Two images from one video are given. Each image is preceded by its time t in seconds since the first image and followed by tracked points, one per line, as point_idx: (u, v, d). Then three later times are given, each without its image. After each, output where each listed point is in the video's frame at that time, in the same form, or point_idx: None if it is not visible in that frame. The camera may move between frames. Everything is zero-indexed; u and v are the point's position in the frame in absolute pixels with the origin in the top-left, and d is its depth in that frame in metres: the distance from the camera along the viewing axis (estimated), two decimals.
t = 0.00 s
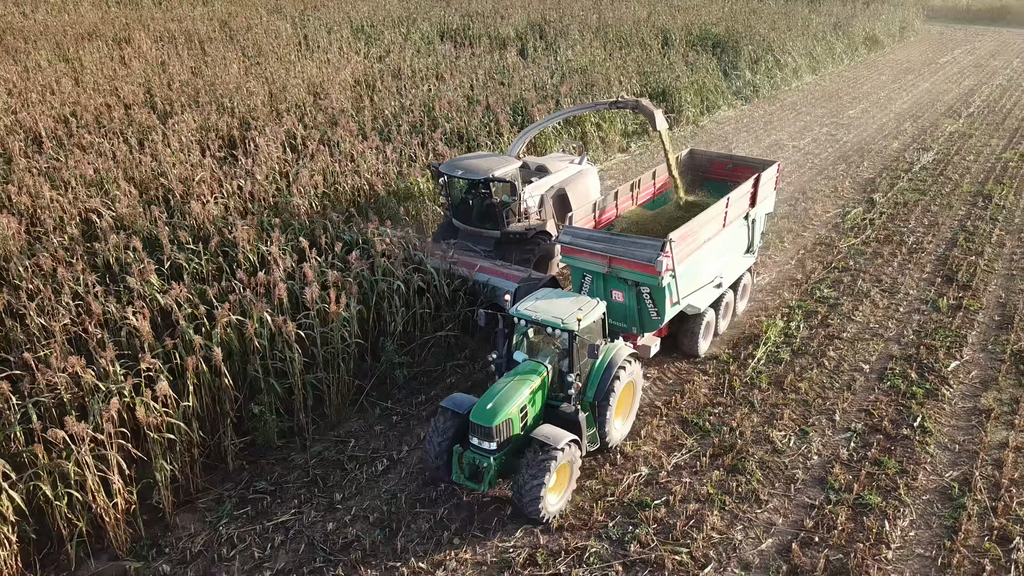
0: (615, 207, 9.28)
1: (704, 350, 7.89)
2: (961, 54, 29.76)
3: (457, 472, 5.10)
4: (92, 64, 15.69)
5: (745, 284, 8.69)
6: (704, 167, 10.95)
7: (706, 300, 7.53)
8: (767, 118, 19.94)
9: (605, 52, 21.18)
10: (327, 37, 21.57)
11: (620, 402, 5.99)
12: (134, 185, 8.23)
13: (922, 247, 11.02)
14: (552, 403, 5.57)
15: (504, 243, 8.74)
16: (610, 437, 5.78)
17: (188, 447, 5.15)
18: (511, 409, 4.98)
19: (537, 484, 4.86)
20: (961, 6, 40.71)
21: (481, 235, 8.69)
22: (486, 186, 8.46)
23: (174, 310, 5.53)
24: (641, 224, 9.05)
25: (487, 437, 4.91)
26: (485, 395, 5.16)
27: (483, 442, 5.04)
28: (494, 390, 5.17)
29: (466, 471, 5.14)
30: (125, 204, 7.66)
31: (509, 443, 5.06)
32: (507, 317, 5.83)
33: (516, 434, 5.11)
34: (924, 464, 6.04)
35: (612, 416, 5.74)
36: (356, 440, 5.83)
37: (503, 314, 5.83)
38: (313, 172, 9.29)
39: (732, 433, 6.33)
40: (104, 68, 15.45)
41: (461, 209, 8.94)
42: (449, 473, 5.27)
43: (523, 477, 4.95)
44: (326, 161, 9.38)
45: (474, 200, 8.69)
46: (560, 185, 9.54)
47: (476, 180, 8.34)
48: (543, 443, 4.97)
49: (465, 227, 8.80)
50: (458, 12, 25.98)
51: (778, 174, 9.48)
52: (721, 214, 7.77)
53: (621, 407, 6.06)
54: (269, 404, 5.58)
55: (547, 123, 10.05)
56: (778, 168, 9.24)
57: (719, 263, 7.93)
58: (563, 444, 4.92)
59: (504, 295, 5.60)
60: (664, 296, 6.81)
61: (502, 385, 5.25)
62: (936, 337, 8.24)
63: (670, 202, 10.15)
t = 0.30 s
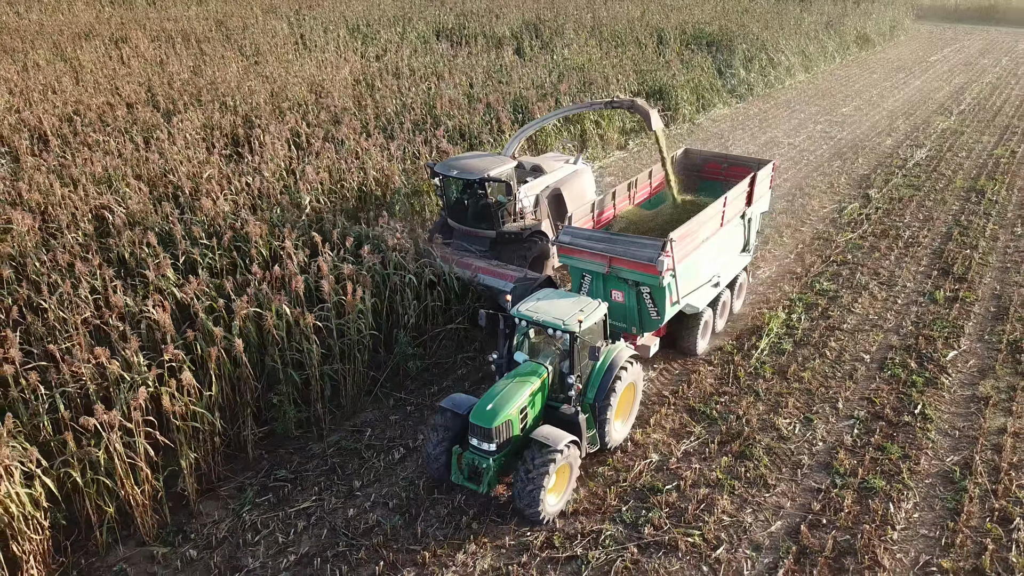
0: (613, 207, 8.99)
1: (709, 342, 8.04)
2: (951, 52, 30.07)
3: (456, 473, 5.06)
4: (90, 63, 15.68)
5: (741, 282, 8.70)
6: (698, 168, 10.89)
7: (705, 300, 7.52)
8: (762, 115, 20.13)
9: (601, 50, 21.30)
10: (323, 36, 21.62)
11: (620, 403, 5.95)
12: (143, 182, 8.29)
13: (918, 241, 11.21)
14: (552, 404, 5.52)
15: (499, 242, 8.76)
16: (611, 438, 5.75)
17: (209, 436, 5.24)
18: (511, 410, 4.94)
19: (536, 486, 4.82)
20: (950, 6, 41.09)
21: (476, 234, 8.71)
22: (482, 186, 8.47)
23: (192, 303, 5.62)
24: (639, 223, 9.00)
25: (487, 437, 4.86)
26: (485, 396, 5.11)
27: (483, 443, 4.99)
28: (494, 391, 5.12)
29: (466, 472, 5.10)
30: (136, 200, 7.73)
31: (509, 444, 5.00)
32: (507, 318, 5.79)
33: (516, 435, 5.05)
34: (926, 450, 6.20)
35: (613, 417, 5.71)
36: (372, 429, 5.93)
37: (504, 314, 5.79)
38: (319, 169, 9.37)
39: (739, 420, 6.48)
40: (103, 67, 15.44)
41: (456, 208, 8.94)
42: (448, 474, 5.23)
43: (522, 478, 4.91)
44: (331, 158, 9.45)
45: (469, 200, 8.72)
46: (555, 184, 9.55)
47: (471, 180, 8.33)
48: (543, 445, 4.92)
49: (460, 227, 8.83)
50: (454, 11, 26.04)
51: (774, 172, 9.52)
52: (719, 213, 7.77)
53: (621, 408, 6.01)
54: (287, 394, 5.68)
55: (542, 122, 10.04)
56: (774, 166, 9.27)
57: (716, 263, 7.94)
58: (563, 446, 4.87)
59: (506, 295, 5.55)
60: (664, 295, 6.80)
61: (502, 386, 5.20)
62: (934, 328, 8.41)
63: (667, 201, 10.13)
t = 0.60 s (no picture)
0: (612, 207, 8.89)
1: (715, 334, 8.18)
2: (944, 51, 30.35)
3: (458, 474, 5.00)
4: (92, 62, 15.73)
5: (740, 282, 8.66)
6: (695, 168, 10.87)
7: (705, 300, 7.48)
8: (760, 113, 20.29)
9: (600, 49, 21.43)
10: (323, 36, 21.68)
11: (621, 403, 5.92)
12: (155, 179, 8.37)
13: (917, 236, 11.38)
14: (553, 404, 5.47)
15: (496, 242, 8.65)
16: (612, 438, 5.71)
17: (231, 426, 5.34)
18: (513, 411, 4.89)
19: (538, 486, 4.77)
20: (943, 6, 41.37)
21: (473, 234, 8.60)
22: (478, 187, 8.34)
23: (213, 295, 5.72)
24: (639, 223, 8.91)
25: (489, 438, 4.82)
26: (486, 396, 5.05)
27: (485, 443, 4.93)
28: (495, 392, 5.08)
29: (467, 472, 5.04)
30: (149, 196, 7.82)
31: (510, 445, 4.95)
32: (508, 318, 5.72)
33: (517, 435, 4.99)
34: (929, 437, 6.35)
35: (614, 417, 5.67)
36: (389, 419, 6.04)
37: (504, 314, 5.73)
38: (327, 167, 9.46)
39: (747, 409, 6.62)
40: (106, 66, 15.49)
41: (453, 209, 8.83)
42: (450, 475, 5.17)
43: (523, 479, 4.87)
44: (339, 156, 9.54)
45: (465, 200, 8.60)
46: (552, 184, 9.41)
47: (468, 180, 8.23)
48: (545, 445, 4.87)
49: (456, 227, 8.73)
50: (452, 10, 26.14)
51: (772, 172, 9.50)
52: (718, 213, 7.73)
53: (622, 408, 5.97)
54: (307, 384, 5.79)
55: (539, 122, 9.93)
56: (772, 166, 9.25)
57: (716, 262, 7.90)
58: (565, 445, 4.83)
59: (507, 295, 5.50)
60: (665, 295, 6.74)
61: (503, 387, 5.14)
62: (934, 320, 8.57)
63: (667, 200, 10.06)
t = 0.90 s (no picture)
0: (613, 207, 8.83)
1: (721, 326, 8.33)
2: (937, 50, 30.60)
3: (459, 475, 4.98)
4: (95, 61, 15.78)
5: (739, 282, 8.64)
6: (693, 168, 10.76)
7: (705, 299, 7.43)
8: (758, 111, 20.46)
9: (598, 48, 21.56)
10: (322, 35, 21.73)
11: (623, 403, 5.88)
12: (167, 176, 8.46)
13: (916, 230, 11.55)
14: (554, 405, 5.42)
15: (492, 243, 8.58)
16: (614, 439, 5.65)
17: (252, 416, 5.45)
18: (513, 412, 4.85)
19: (539, 487, 4.74)
20: (935, 5, 41.66)
21: (468, 235, 8.53)
22: (474, 187, 8.26)
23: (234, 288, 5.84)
24: (638, 223, 8.85)
25: (489, 439, 4.80)
26: (487, 397, 5.02)
27: (486, 444, 4.90)
28: (496, 393, 5.03)
29: (468, 473, 5.02)
30: (162, 193, 7.90)
31: (512, 446, 4.91)
32: (509, 318, 5.66)
33: (519, 436, 4.95)
34: (932, 423, 6.50)
35: (616, 417, 5.63)
36: (405, 409, 6.15)
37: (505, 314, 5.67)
38: (336, 163, 9.56)
39: (755, 398, 6.76)
40: (108, 65, 15.52)
41: (448, 209, 8.75)
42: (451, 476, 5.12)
43: (524, 480, 4.84)
44: (347, 153, 9.64)
45: (461, 201, 8.54)
46: (548, 185, 9.33)
47: (463, 181, 8.16)
48: (546, 445, 4.84)
49: (452, 229, 8.66)
50: (450, 10, 26.23)
51: (771, 173, 9.47)
52: (718, 213, 7.69)
53: (624, 408, 5.93)
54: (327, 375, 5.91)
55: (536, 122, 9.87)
56: (771, 166, 9.22)
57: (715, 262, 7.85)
58: (566, 447, 4.79)
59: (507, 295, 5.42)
60: (666, 295, 6.69)
61: (504, 388, 5.10)
62: (934, 312, 8.74)
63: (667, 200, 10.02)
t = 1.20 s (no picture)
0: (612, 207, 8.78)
1: (725, 319, 8.47)
2: (930, 49, 30.88)
3: (459, 476, 4.96)
4: (96, 60, 15.82)
5: (737, 281, 8.62)
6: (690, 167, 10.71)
7: (704, 300, 7.43)
8: (755, 109, 20.63)
9: (596, 47, 21.70)
10: (322, 35, 21.78)
11: (624, 405, 5.83)
12: (177, 173, 8.55)
13: (913, 225, 11.72)
14: (555, 406, 5.40)
15: (487, 243, 8.44)
16: (615, 440, 5.61)
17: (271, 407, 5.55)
18: (515, 413, 4.82)
19: (539, 489, 4.71)
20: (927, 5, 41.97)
21: (463, 235, 8.39)
22: (469, 187, 8.19)
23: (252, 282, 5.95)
24: (636, 224, 8.81)
25: (490, 440, 4.78)
26: (488, 398, 4.99)
27: (487, 445, 4.87)
28: (498, 394, 5.01)
29: (469, 474, 5.00)
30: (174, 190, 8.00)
31: (512, 447, 4.89)
32: (511, 318, 5.61)
33: (519, 438, 4.92)
34: (934, 411, 6.66)
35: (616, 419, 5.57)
36: (420, 399, 6.26)
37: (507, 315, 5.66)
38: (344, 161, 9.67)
39: (760, 387, 6.91)
40: (110, 65, 15.57)
41: (444, 210, 8.63)
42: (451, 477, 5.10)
43: (524, 481, 4.82)
44: (354, 150, 9.74)
45: (456, 201, 8.45)
46: (542, 185, 9.26)
47: (457, 180, 8.04)
48: (547, 447, 4.81)
49: (447, 229, 8.55)
50: (448, 10, 26.31)
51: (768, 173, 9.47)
52: (716, 213, 7.70)
53: (625, 410, 5.89)
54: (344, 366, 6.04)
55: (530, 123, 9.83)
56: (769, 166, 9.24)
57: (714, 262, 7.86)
58: (567, 449, 4.77)
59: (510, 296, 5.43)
60: (666, 296, 6.71)
61: (505, 389, 5.07)
62: (933, 304, 8.90)
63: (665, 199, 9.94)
